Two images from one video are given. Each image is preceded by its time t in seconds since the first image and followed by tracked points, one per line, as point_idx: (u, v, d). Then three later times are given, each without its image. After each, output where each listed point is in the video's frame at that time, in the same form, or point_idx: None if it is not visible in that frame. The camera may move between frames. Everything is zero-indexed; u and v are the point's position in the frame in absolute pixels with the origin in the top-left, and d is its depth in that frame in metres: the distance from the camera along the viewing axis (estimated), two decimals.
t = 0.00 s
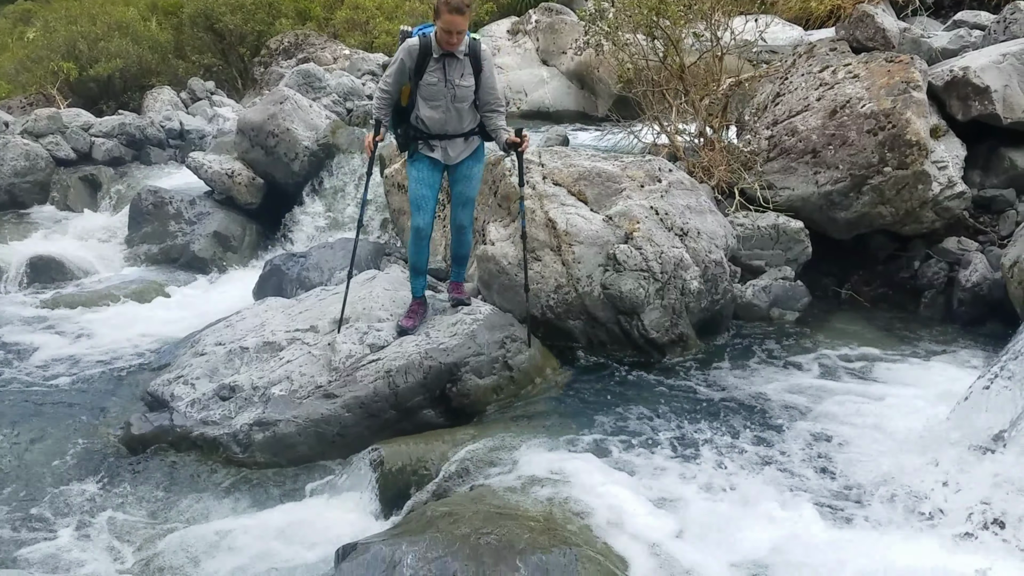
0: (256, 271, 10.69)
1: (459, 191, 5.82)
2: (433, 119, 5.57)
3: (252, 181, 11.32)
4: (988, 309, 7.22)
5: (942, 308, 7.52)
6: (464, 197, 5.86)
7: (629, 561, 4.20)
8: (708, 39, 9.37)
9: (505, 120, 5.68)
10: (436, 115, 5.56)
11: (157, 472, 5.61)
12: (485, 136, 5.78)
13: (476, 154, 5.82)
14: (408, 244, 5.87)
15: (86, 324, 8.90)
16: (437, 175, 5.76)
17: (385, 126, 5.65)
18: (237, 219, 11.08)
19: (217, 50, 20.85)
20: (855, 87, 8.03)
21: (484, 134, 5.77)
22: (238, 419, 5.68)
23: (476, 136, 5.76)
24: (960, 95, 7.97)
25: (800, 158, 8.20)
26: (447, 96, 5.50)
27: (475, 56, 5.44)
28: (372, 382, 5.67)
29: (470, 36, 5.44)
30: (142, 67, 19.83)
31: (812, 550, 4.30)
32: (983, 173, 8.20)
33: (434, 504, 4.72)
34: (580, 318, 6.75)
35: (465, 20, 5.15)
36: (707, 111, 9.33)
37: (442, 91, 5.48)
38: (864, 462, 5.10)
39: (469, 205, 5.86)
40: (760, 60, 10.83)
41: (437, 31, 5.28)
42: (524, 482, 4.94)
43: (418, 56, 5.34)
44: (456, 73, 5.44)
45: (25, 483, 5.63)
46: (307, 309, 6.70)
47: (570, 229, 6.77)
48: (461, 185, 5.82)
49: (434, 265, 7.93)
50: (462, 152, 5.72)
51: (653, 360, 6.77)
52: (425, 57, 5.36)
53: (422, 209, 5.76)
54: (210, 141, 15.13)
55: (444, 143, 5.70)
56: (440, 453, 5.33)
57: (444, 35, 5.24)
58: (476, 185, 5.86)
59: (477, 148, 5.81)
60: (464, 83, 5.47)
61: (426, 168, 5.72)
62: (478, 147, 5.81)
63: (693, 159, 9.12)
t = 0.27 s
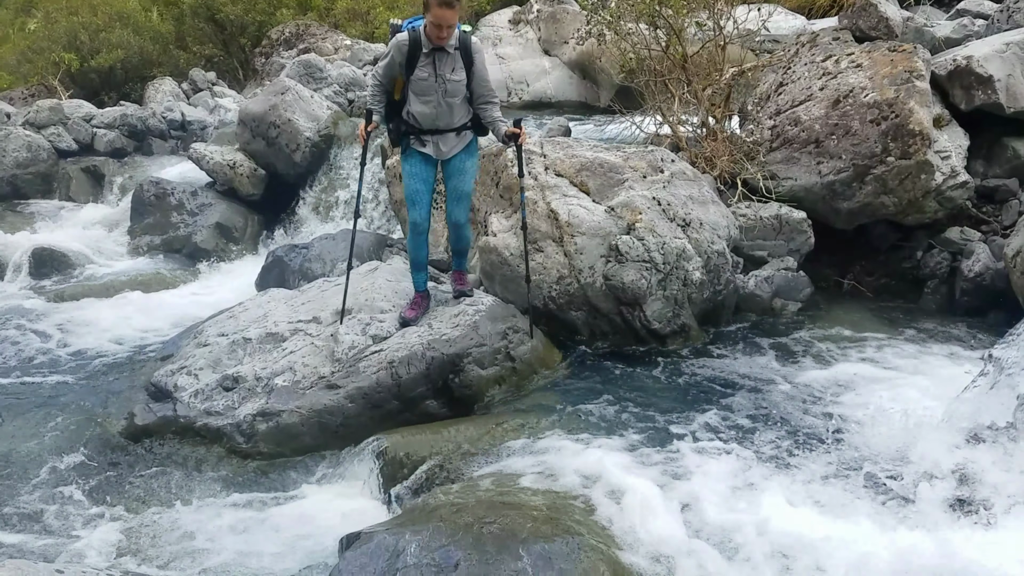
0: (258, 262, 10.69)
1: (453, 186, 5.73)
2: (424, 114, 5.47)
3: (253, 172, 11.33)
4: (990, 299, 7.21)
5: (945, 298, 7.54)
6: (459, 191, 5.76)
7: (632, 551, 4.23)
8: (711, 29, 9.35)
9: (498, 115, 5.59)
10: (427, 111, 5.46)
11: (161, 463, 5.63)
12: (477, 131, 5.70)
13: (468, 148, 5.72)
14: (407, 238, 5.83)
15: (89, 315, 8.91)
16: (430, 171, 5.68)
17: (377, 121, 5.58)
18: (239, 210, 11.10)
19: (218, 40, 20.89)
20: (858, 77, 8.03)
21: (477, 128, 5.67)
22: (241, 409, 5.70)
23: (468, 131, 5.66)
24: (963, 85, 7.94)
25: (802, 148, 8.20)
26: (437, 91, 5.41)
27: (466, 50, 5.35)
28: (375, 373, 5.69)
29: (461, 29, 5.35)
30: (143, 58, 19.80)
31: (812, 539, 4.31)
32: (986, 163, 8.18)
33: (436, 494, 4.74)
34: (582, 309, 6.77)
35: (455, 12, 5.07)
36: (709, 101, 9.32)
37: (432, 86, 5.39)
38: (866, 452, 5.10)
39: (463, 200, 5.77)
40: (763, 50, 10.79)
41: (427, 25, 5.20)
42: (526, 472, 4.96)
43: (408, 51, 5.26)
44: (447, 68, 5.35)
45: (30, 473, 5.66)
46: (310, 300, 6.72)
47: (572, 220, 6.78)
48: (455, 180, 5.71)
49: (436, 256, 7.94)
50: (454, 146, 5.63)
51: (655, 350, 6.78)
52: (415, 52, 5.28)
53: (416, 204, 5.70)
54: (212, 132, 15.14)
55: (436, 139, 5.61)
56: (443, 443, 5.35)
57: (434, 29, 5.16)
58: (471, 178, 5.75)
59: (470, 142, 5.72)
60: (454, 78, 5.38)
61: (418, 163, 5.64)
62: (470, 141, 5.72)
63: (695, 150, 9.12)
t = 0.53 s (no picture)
0: (265, 251, 10.67)
1: (450, 170, 5.66)
2: (421, 105, 5.44)
3: (261, 161, 11.33)
4: (999, 286, 7.22)
5: (953, 287, 7.49)
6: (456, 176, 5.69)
7: (639, 539, 4.23)
8: (718, 15, 9.28)
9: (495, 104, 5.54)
10: (424, 102, 5.43)
11: (171, 451, 5.66)
12: (476, 120, 5.66)
13: (465, 134, 5.67)
14: (408, 228, 5.81)
15: (97, 304, 8.94)
16: (429, 161, 5.64)
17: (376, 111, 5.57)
18: (246, 199, 11.11)
19: (224, 29, 21.11)
20: (866, 64, 7.96)
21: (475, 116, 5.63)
22: (249, 397, 5.72)
23: (466, 119, 5.62)
24: (973, 72, 7.88)
25: (811, 136, 8.16)
26: (434, 82, 5.35)
27: (462, 40, 5.28)
28: (382, 361, 5.70)
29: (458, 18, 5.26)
30: (150, 47, 19.78)
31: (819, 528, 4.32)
32: (995, 150, 8.14)
33: (443, 481, 4.75)
34: (588, 298, 6.75)
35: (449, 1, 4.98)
36: (717, 88, 9.27)
37: (428, 77, 5.34)
38: (873, 441, 5.10)
39: (461, 184, 5.69)
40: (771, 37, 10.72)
41: (422, 15, 5.12)
42: (532, 461, 4.98)
43: (404, 42, 5.19)
44: (444, 58, 5.29)
45: (40, 462, 5.70)
46: (317, 288, 6.72)
47: (579, 208, 6.78)
48: (452, 164, 5.66)
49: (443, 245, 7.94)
50: (452, 135, 5.60)
51: (662, 339, 6.77)
52: (410, 43, 5.21)
53: (416, 194, 5.65)
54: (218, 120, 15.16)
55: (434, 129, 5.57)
56: (450, 431, 5.36)
57: (428, 19, 5.08)
58: (468, 162, 5.69)
59: (467, 130, 5.68)
60: (451, 69, 5.32)
61: (415, 153, 5.60)
62: (468, 129, 5.67)
63: (702, 138, 9.09)
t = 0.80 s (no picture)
0: (271, 239, 10.67)
1: (450, 150, 5.52)
2: (429, 101, 5.40)
3: (267, 148, 11.29)
4: (1008, 272, 7.14)
5: (961, 273, 7.43)
6: (458, 155, 5.52)
7: (645, 525, 4.25)
8: None
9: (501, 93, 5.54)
10: (431, 97, 5.39)
11: (179, 436, 5.70)
12: (478, 110, 5.61)
13: (467, 120, 5.59)
14: (414, 220, 5.71)
15: (105, 291, 8.98)
16: (431, 148, 5.60)
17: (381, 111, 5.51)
18: (252, 186, 11.11)
19: (228, 15, 21.26)
20: (875, 48, 7.91)
21: (478, 105, 5.59)
22: (257, 383, 5.75)
23: (469, 107, 5.57)
24: (982, 56, 7.82)
25: (819, 120, 8.12)
26: (440, 78, 5.33)
27: (464, 33, 5.27)
28: (388, 347, 5.72)
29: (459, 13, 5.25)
30: (156, 33, 19.74)
31: (824, 513, 4.33)
32: (1004, 135, 8.09)
33: (450, 467, 4.78)
34: (594, 284, 6.74)
35: None
36: (724, 73, 9.21)
37: (433, 74, 5.31)
38: (879, 426, 5.11)
39: (461, 162, 5.51)
40: (778, 21, 10.65)
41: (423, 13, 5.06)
42: (539, 447, 4.99)
43: (408, 42, 5.13)
44: (448, 54, 5.26)
45: (50, 447, 5.75)
46: (323, 275, 6.73)
47: (585, 194, 6.78)
48: (454, 145, 5.52)
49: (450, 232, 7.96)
50: (456, 121, 5.55)
51: (668, 325, 6.78)
52: (415, 42, 5.15)
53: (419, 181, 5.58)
54: (224, 107, 15.17)
55: (438, 120, 5.52)
56: (455, 418, 5.36)
57: (430, 16, 5.03)
58: (469, 143, 5.55)
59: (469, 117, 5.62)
60: (456, 64, 5.31)
61: (417, 141, 5.56)
62: (471, 116, 5.60)
63: (709, 123, 9.06)
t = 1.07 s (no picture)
0: (273, 228, 10.69)
1: (456, 138, 5.46)
2: (438, 101, 5.38)
3: (268, 137, 11.27)
4: (1011, 260, 7.16)
5: (964, 260, 7.44)
6: (464, 143, 5.47)
7: (647, 513, 4.26)
8: None
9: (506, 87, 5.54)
10: (438, 98, 5.37)
11: (183, 425, 5.72)
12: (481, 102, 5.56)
13: (472, 110, 5.54)
14: (414, 209, 5.69)
15: (108, 280, 8.99)
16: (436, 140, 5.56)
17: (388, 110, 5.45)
18: (254, 176, 11.11)
19: (230, 4, 21.25)
20: (878, 36, 7.86)
21: (481, 97, 5.55)
22: (260, 372, 5.77)
23: (473, 99, 5.53)
24: (985, 43, 7.78)
25: (822, 108, 8.09)
26: (447, 80, 5.31)
27: (470, 32, 5.17)
28: (390, 337, 5.74)
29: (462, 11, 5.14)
30: (157, 22, 19.68)
31: (826, 502, 4.33)
32: (1008, 123, 8.05)
33: (452, 456, 4.79)
34: (596, 273, 6.74)
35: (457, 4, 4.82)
36: (727, 60, 9.17)
37: (440, 76, 5.27)
38: (880, 414, 5.12)
39: (469, 150, 5.46)
40: (781, 8, 10.59)
41: (429, 19, 4.95)
42: (540, 436, 5.00)
43: (417, 49, 5.02)
44: (456, 55, 5.20)
45: (54, 437, 5.77)
46: (325, 265, 6.73)
47: (587, 183, 6.77)
48: (461, 134, 5.46)
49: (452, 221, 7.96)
50: (461, 113, 5.49)
51: (670, 314, 6.77)
52: (423, 48, 5.04)
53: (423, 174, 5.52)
54: (225, 96, 15.15)
55: (443, 116, 5.48)
56: (458, 407, 5.37)
57: (436, 23, 4.93)
58: (474, 132, 5.52)
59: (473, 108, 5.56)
60: (464, 65, 5.27)
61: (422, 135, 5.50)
62: (474, 107, 5.55)
63: (712, 111, 9.03)
